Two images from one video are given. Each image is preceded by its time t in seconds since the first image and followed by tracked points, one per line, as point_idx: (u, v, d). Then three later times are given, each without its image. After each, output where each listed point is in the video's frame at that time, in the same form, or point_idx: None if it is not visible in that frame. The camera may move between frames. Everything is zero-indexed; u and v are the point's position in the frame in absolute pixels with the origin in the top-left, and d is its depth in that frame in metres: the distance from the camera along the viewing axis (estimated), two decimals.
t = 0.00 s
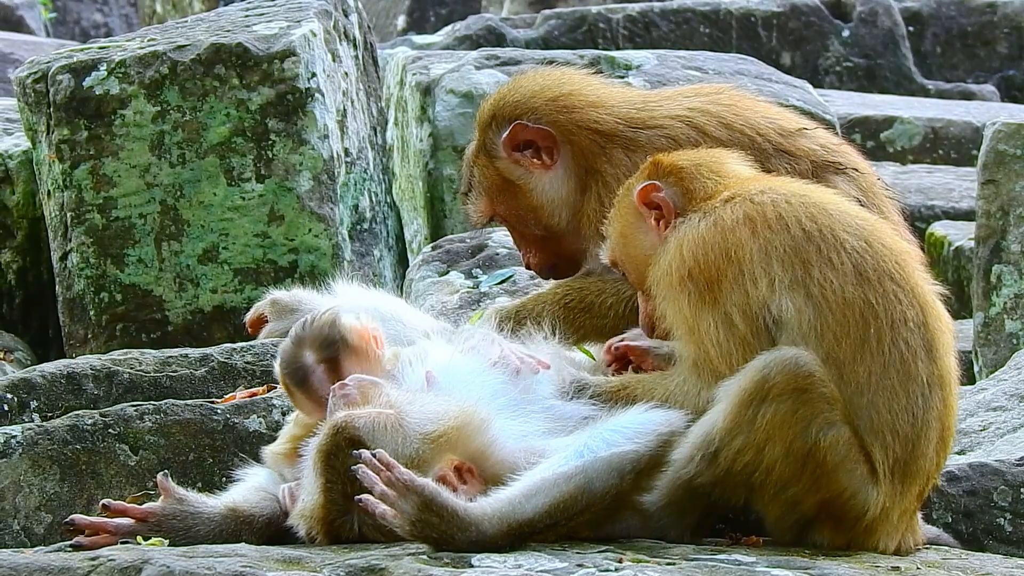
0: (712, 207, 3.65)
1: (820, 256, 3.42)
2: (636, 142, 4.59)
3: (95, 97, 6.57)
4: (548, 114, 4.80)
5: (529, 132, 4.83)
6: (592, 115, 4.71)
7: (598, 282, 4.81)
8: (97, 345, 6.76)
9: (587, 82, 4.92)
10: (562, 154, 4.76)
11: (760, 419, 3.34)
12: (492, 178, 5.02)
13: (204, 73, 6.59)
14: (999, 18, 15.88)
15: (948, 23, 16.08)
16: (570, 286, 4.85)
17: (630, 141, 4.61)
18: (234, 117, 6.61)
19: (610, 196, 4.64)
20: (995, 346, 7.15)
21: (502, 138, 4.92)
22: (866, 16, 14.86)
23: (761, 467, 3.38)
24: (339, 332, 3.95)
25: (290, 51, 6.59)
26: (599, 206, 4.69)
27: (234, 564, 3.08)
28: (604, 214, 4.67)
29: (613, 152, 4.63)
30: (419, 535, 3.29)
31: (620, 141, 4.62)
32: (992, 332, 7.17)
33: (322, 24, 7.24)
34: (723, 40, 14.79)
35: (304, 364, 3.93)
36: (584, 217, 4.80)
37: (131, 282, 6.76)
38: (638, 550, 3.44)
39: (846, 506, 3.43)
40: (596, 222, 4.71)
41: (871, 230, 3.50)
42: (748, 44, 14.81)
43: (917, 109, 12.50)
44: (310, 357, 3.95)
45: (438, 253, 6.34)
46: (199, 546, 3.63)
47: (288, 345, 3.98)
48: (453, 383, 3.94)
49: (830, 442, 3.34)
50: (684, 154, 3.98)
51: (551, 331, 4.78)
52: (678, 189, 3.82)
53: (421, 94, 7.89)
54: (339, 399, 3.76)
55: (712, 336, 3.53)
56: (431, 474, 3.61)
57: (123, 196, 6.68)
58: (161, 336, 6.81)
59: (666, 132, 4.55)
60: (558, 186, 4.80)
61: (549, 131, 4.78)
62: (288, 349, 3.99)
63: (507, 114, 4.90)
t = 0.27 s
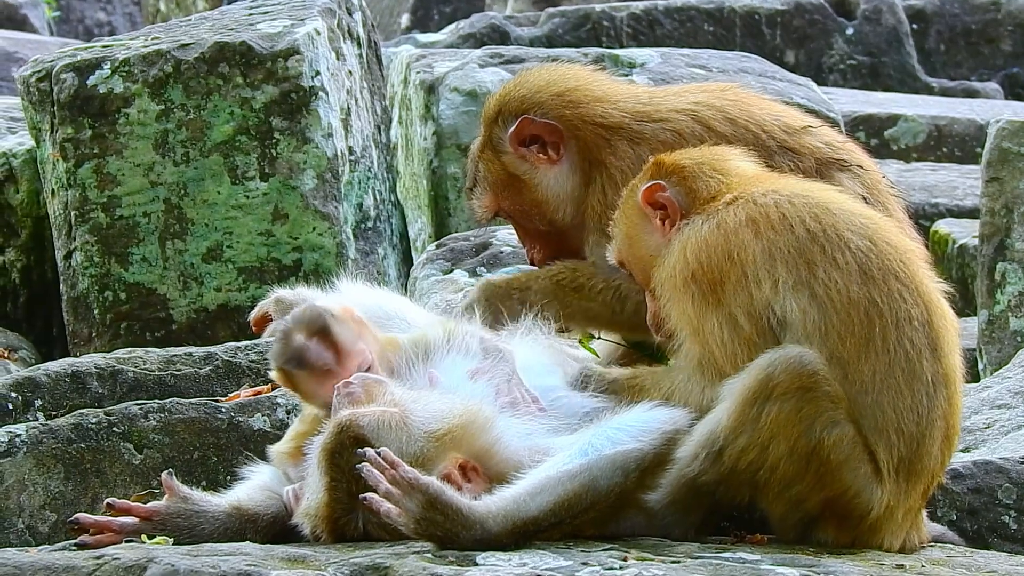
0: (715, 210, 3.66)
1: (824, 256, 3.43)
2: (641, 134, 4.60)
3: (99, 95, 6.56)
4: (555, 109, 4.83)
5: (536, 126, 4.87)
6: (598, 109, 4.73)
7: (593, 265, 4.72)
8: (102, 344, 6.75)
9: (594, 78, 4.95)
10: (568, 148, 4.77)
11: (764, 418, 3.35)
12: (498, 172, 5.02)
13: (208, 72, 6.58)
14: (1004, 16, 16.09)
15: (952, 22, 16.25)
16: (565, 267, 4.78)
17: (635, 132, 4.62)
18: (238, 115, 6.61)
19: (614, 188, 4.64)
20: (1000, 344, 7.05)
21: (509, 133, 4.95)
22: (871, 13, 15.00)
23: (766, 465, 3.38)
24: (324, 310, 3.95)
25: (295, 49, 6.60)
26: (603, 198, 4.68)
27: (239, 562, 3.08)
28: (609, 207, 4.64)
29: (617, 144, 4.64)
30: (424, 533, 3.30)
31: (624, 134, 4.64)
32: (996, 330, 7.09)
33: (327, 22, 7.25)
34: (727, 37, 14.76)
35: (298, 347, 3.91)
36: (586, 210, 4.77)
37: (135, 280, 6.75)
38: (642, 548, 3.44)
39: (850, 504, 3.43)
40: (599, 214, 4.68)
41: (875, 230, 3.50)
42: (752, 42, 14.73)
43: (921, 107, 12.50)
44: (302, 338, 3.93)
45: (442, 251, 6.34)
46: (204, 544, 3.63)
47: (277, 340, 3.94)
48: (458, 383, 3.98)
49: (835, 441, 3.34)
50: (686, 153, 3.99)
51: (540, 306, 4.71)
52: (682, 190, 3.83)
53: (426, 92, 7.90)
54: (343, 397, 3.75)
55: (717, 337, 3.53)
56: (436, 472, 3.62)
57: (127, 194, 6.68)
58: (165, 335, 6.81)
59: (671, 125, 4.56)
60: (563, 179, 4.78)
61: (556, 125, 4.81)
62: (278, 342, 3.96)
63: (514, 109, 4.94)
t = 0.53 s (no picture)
0: (725, 203, 3.68)
1: (833, 252, 3.43)
2: (642, 133, 4.59)
3: (101, 93, 6.56)
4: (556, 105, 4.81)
5: (537, 120, 4.86)
6: (600, 107, 4.71)
7: (588, 279, 4.80)
8: (104, 342, 6.76)
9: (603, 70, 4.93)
10: (564, 149, 4.79)
11: (769, 415, 3.35)
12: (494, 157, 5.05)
13: (210, 69, 6.58)
14: (1006, 15, 16.08)
15: (954, 20, 16.27)
16: (563, 279, 4.88)
17: (635, 131, 4.61)
18: (240, 112, 6.60)
19: (612, 187, 4.64)
20: (1002, 342, 7.11)
21: (509, 119, 4.93)
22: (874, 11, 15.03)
23: (769, 464, 3.38)
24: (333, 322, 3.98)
25: (297, 47, 6.60)
26: (599, 195, 4.68)
27: (241, 560, 3.08)
28: (607, 206, 4.66)
29: (616, 144, 4.63)
30: (426, 531, 3.31)
31: (625, 133, 4.62)
32: (998, 327, 7.14)
33: (329, 19, 7.25)
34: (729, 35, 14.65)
35: (308, 361, 3.93)
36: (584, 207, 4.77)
37: (137, 278, 6.75)
38: (644, 545, 3.44)
39: (853, 503, 3.43)
40: (595, 211, 4.71)
41: (885, 228, 3.50)
42: (755, 40, 14.77)
43: (924, 105, 12.49)
44: (310, 352, 3.95)
45: (444, 248, 6.34)
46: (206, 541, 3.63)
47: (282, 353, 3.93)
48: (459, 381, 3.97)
49: (838, 439, 3.34)
50: (697, 147, 4.01)
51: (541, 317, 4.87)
52: (692, 181, 3.85)
53: (428, 90, 7.90)
54: (345, 395, 3.75)
55: (723, 330, 3.55)
56: (438, 469, 3.61)
57: (130, 191, 6.67)
58: (167, 332, 6.82)
59: (674, 124, 4.55)
60: (558, 175, 4.83)
61: (556, 123, 4.80)
62: (282, 354, 3.96)
63: (518, 96, 4.90)
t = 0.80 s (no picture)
0: (730, 195, 3.68)
1: (836, 248, 3.43)
2: (646, 130, 4.57)
3: (103, 90, 6.56)
4: (564, 87, 4.82)
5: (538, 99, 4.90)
6: (607, 100, 4.69)
7: (598, 277, 4.79)
8: (105, 339, 6.77)
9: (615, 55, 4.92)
10: (562, 127, 4.83)
11: (769, 411, 3.34)
12: (497, 135, 5.17)
13: (212, 67, 6.58)
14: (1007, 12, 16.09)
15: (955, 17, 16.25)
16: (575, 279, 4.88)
17: (639, 128, 4.59)
18: (241, 110, 6.61)
19: (612, 182, 4.58)
20: (1003, 339, 7.07)
21: (513, 94, 4.97)
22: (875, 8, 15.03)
23: (770, 459, 3.38)
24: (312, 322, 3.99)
25: (298, 44, 6.61)
26: (599, 187, 4.63)
27: (242, 557, 3.07)
28: (604, 199, 4.60)
29: (619, 139, 4.62)
30: (427, 528, 3.31)
31: (630, 128, 4.60)
32: (1000, 325, 7.12)
33: (330, 17, 7.24)
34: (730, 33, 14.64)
35: (299, 367, 3.95)
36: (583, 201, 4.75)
37: (139, 275, 6.75)
38: (645, 542, 3.44)
39: (853, 500, 3.44)
40: (594, 203, 4.64)
41: (889, 225, 3.50)
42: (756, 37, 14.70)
43: (925, 102, 12.51)
44: (302, 357, 3.97)
45: (445, 245, 6.33)
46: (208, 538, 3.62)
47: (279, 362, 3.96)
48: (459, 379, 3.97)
49: (839, 435, 3.34)
50: (706, 144, 4.02)
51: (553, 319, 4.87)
52: (700, 173, 3.86)
53: (430, 87, 7.91)
54: (347, 392, 3.76)
55: (722, 318, 3.57)
56: (439, 467, 3.61)
57: (131, 189, 6.67)
58: (169, 330, 6.83)
59: (680, 122, 4.54)
60: (553, 155, 4.88)
61: (561, 102, 4.81)
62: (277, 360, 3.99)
63: (529, 72, 4.95)
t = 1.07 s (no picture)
0: (731, 188, 3.69)
1: (837, 242, 3.43)
2: (649, 129, 4.59)
3: (104, 85, 6.57)
4: (567, 88, 4.81)
5: (551, 102, 4.84)
6: (609, 98, 4.70)
7: (609, 278, 4.74)
8: (107, 334, 6.77)
9: (607, 57, 4.94)
10: (577, 127, 4.77)
11: (771, 406, 3.34)
12: (506, 146, 5.04)
13: (214, 61, 6.58)
14: (1009, 6, 16.49)
15: (958, 11, 16.64)
16: (586, 282, 4.82)
17: (643, 127, 4.61)
18: (243, 105, 6.60)
19: (619, 182, 4.62)
20: (1005, 334, 7.06)
21: (521, 107, 4.94)
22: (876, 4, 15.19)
23: (771, 454, 3.38)
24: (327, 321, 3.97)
25: (300, 39, 6.58)
26: (606, 189, 4.68)
27: (243, 551, 3.07)
28: (612, 201, 4.65)
29: (626, 138, 4.63)
30: (428, 524, 3.29)
31: (635, 128, 4.62)
32: (1002, 319, 7.10)
33: (332, 12, 7.24)
34: (732, 27, 14.92)
35: (307, 371, 3.94)
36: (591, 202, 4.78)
37: (141, 270, 6.75)
38: (647, 537, 3.44)
39: (855, 495, 3.44)
40: (603, 207, 4.70)
41: (891, 219, 3.50)
42: (758, 32, 14.99)
43: (927, 96, 12.64)
44: (309, 361, 3.95)
45: (447, 240, 6.34)
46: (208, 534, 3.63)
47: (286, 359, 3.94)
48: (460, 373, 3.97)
49: (840, 430, 3.33)
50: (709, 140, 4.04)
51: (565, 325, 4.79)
52: (702, 167, 3.88)
53: (432, 82, 7.92)
54: (348, 387, 3.76)
55: (721, 312, 3.56)
56: (440, 462, 3.61)
57: (133, 184, 6.68)
58: (171, 324, 6.84)
59: (680, 119, 4.55)
60: (573, 157, 4.79)
61: (568, 103, 4.79)
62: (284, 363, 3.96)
63: (527, 84, 4.92)
